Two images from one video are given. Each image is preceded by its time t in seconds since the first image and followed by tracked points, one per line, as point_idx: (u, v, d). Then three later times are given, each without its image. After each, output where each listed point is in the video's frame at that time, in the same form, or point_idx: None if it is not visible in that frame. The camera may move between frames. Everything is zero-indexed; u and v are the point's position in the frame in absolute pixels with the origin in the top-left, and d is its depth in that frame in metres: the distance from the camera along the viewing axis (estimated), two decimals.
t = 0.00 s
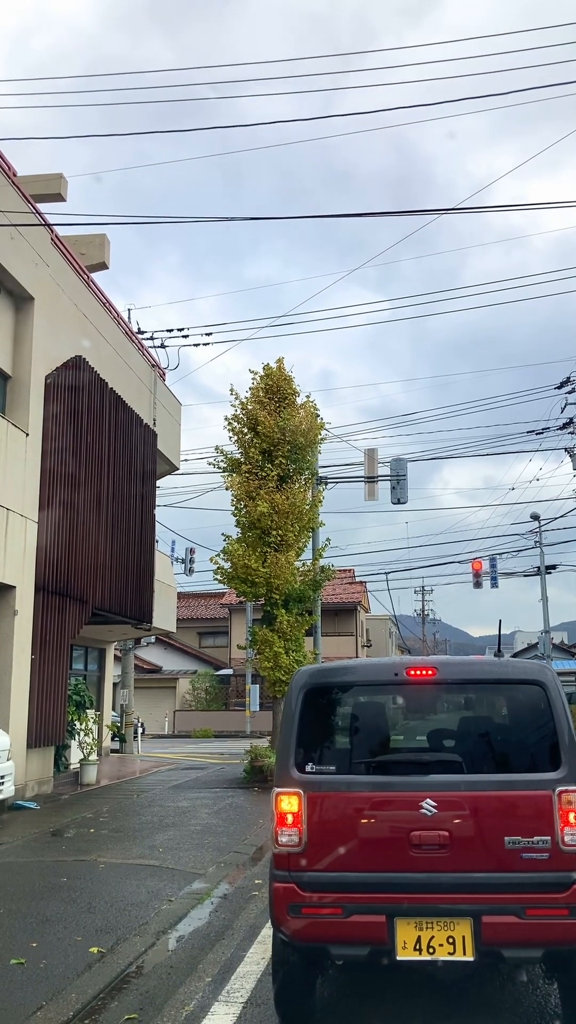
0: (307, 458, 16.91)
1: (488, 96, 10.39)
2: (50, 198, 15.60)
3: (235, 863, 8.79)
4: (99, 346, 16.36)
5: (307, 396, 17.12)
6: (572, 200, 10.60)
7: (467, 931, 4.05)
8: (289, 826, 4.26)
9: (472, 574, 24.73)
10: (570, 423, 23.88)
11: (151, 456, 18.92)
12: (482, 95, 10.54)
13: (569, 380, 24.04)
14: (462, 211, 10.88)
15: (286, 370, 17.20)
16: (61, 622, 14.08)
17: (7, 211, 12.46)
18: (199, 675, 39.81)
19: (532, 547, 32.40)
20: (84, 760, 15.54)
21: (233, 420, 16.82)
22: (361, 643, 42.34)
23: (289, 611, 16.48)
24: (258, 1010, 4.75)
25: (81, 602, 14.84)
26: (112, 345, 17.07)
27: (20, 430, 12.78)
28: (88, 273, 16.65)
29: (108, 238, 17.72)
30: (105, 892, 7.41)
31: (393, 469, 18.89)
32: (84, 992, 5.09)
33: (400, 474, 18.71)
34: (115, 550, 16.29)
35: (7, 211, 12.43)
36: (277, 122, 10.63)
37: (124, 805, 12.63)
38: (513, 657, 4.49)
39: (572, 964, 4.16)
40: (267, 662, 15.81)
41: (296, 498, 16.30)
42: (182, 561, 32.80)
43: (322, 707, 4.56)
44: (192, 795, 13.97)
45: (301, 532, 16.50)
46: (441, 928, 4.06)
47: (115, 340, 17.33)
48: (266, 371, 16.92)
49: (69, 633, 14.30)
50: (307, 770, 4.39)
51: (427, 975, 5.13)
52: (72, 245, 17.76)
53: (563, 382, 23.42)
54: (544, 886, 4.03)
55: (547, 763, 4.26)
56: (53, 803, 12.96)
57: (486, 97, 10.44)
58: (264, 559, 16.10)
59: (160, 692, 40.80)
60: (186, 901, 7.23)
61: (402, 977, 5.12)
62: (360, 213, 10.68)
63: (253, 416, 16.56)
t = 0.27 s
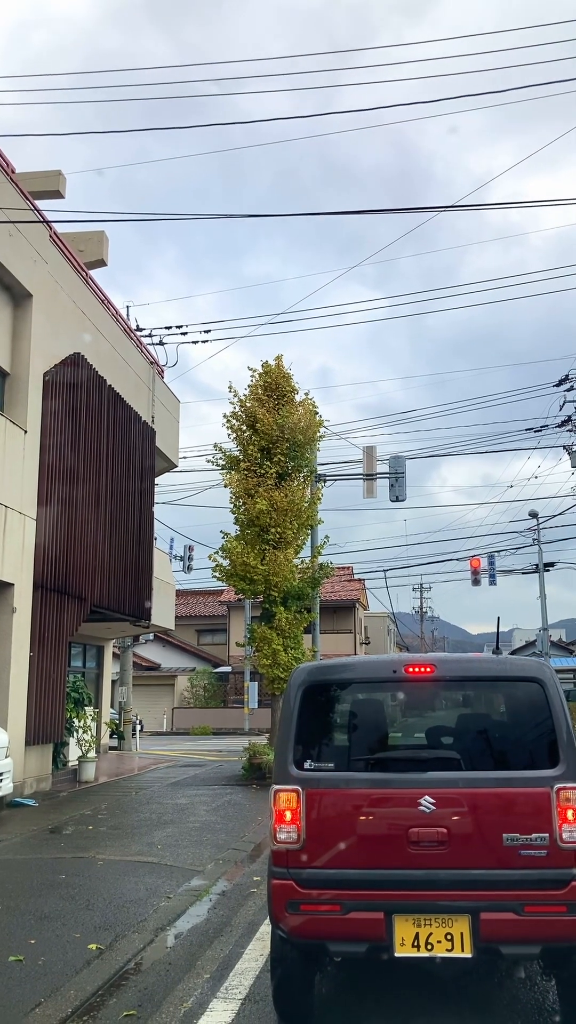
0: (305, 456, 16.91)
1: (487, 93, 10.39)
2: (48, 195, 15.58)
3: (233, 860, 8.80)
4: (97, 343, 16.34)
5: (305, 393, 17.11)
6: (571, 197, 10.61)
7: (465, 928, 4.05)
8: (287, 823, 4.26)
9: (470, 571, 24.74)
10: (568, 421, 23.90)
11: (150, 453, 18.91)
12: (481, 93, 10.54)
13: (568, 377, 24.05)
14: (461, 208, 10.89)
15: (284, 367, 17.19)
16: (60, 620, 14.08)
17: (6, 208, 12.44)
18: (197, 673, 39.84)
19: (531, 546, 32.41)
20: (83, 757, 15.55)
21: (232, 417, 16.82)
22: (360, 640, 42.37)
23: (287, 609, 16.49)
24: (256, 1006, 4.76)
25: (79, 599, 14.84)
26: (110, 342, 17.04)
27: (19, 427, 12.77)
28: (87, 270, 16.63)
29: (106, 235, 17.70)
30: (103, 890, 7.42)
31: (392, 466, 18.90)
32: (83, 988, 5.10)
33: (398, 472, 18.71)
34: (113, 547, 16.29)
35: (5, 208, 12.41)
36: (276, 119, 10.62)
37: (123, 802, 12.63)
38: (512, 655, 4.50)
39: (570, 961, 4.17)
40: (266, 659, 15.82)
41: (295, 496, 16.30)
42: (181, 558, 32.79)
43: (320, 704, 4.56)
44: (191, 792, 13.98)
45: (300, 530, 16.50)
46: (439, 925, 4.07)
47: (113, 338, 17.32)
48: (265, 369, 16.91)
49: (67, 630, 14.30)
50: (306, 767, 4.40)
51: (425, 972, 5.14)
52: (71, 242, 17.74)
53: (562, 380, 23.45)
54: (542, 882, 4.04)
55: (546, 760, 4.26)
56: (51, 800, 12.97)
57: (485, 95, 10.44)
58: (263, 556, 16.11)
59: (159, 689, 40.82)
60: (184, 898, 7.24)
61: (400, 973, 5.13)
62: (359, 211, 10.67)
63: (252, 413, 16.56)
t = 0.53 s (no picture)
0: (303, 452, 16.90)
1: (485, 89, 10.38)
2: (46, 191, 15.55)
3: (231, 856, 8.80)
4: (95, 339, 16.33)
5: (303, 389, 17.10)
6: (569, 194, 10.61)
7: (462, 923, 4.05)
8: (284, 819, 4.27)
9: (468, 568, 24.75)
10: (566, 418, 23.91)
11: (147, 449, 18.91)
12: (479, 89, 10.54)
13: (565, 374, 24.06)
14: (460, 204, 10.88)
15: (282, 363, 17.18)
16: (57, 615, 14.07)
17: (3, 203, 12.42)
18: (194, 669, 39.86)
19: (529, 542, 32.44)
20: (80, 753, 15.55)
21: (230, 413, 16.80)
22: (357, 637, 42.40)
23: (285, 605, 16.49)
24: (254, 1001, 4.77)
25: (76, 595, 14.83)
26: (107, 338, 17.02)
27: (16, 423, 12.75)
28: (84, 266, 16.61)
29: (103, 231, 17.68)
30: (101, 886, 7.42)
31: (389, 463, 18.90)
32: (80, 984, 5.11)
33: (396, 468, 18.72)
34: (110, 543, 16.28)
35: (3, 204, 12.39)
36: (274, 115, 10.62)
37: (120, 798, 12.62)
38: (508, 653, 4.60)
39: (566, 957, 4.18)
40: (263, 655, 15.83)
41: (292, 492, 16.30)
42: (178, 555, 32.79)
43: (318, 700, 4.57)
44: (188, 788, 13.99)
45: (298, 526, 16.50)
46: (436, 920, 4.07)
47: (111, 333, 17.30)
48: (262, 365, 16.90)
49: (64, 627, 14.30)
50: (303, 763, 4.40)
51: (422, 968, 5.15)
52: (68, 238, 17.72)
53: (559, 377, 23.46)
54: (539, 878, 4.05)
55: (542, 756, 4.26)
56: (49, 796, 12.97)
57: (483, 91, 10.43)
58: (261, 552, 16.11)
59: (156, 685, 40.84)
60: (181, 894, 7.25)
61: (398, 968, 5.15)
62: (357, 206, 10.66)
63: (249, 410, 16.55)
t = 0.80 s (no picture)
0: (301, 450, 16.89)
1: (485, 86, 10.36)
2: (44, 188, 15.52)
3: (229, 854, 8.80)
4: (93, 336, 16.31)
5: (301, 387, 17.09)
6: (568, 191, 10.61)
7: (460, 920, 4.06)
8: (283, 815, 4.27)
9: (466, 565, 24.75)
10: (564, 415, 23.92)
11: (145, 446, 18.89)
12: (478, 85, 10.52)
13: (564, 372, 24.06)
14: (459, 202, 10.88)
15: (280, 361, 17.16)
16: (55, 613, 14.07)
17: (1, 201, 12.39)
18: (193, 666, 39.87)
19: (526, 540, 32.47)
20: (78, 750, 15.55)
21: (228, 411, 16.79)
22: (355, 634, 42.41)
23: (283, 603, 16.50)
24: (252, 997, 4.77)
25: (74, 593, 14.82)
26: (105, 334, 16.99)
27: (14, 420, 12.73)
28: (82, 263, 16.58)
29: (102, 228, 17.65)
30: (99, 883, 7.43)
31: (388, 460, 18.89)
32: (78, 981, 5.11)
33: (394, 466, 18.71)
34: (109, 541, 16.28)
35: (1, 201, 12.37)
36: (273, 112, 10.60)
37: (118, 796, 12.63)
38: (508, 649, 4.48)
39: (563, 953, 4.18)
40: (262, 653, 15.83)
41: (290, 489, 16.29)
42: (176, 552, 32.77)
43: (316, 697, 4.57)
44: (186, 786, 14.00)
45: (296, 524, 16.50)
46: (434, 917, 4.08)
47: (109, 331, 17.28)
48: (261, 362, 16.88)
49: (62, 624, 14.30)
50: (301, 761, 4.40)
51: (420, 964, 5.16)
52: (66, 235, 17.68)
53: (558, 374, 23.46)
54: (537, 875, 4.05)
55: (540, 752, 4.27)
56: (47, 793, 12.97)
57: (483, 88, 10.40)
58: (259, 550, 16.11)
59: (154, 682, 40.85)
60: (179, 891, 7.25)
61: (396, 965, 5.15)
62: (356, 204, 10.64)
63: (248, 407, 16.54)
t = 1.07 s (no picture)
0: (300, 446, 16.88)
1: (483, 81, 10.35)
2: (42, 184, 15.50)
3: (227, 849, 8.83)
4: (91, 333, 16.30)
5: (300, 383, 17.08)
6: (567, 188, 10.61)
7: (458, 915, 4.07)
8: (281, 812, 4.28)
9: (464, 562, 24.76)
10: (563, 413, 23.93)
11: (144, 443, 18.90)
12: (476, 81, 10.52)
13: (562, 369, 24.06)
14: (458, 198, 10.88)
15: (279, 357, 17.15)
16: (54, 609, 14.07)
17: None
18: (191, 663, 39.91)
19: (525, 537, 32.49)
20: (77, 747, 15.57)
21: (226, 407, 16.79)
22: (353, 631, 42.47)
23: (281, 599, 16.50)
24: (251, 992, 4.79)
25: (73, 590, 14.82)
26: (104, 331, 16.98)
27: (12, 417, 12.73)
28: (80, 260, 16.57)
29: (100, 225, 17.64)
30: (98, 878, 7.45)
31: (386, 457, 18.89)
32: (77, 977, 5.12)
33: (393, 463, 18.72)
34: (107, 537, 16.28)
35: None
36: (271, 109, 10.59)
37: (117, 792, 12.66)
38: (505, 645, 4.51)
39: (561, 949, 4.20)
40: (260, 649, 15.83)
41: (289, 486, 16.29)
42: (174, 549, 32.79)
43: (314, 693, 4.57)
44: (184, 782, 14.01)
45: (294, 520, 16.50)
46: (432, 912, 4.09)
47: (107, 327, 17.27)
48: (259, 359, 16.88)
49: (61, 620, 14.30)
50: (299, 757, 4.41)
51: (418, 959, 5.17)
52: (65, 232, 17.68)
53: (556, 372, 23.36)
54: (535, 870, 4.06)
55: (537, 749, 4.28)
56: (46, 790, 12.99)
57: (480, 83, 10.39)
58: (257, 547, 16.11)
59: (152, 679, 40.93)
60: (178, 887, 7.27)
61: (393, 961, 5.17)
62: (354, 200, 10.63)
63: (246, 404, 16.55)
